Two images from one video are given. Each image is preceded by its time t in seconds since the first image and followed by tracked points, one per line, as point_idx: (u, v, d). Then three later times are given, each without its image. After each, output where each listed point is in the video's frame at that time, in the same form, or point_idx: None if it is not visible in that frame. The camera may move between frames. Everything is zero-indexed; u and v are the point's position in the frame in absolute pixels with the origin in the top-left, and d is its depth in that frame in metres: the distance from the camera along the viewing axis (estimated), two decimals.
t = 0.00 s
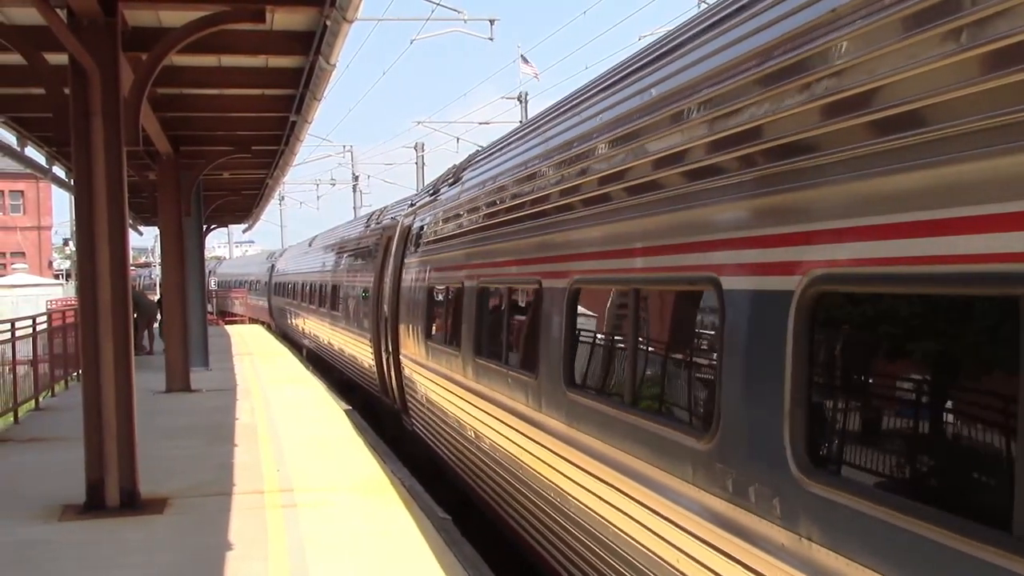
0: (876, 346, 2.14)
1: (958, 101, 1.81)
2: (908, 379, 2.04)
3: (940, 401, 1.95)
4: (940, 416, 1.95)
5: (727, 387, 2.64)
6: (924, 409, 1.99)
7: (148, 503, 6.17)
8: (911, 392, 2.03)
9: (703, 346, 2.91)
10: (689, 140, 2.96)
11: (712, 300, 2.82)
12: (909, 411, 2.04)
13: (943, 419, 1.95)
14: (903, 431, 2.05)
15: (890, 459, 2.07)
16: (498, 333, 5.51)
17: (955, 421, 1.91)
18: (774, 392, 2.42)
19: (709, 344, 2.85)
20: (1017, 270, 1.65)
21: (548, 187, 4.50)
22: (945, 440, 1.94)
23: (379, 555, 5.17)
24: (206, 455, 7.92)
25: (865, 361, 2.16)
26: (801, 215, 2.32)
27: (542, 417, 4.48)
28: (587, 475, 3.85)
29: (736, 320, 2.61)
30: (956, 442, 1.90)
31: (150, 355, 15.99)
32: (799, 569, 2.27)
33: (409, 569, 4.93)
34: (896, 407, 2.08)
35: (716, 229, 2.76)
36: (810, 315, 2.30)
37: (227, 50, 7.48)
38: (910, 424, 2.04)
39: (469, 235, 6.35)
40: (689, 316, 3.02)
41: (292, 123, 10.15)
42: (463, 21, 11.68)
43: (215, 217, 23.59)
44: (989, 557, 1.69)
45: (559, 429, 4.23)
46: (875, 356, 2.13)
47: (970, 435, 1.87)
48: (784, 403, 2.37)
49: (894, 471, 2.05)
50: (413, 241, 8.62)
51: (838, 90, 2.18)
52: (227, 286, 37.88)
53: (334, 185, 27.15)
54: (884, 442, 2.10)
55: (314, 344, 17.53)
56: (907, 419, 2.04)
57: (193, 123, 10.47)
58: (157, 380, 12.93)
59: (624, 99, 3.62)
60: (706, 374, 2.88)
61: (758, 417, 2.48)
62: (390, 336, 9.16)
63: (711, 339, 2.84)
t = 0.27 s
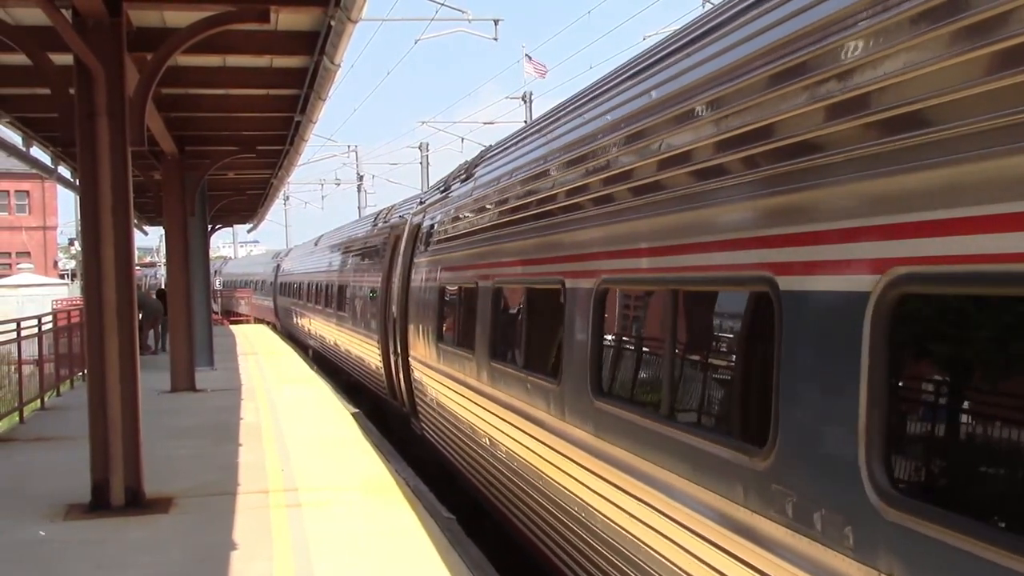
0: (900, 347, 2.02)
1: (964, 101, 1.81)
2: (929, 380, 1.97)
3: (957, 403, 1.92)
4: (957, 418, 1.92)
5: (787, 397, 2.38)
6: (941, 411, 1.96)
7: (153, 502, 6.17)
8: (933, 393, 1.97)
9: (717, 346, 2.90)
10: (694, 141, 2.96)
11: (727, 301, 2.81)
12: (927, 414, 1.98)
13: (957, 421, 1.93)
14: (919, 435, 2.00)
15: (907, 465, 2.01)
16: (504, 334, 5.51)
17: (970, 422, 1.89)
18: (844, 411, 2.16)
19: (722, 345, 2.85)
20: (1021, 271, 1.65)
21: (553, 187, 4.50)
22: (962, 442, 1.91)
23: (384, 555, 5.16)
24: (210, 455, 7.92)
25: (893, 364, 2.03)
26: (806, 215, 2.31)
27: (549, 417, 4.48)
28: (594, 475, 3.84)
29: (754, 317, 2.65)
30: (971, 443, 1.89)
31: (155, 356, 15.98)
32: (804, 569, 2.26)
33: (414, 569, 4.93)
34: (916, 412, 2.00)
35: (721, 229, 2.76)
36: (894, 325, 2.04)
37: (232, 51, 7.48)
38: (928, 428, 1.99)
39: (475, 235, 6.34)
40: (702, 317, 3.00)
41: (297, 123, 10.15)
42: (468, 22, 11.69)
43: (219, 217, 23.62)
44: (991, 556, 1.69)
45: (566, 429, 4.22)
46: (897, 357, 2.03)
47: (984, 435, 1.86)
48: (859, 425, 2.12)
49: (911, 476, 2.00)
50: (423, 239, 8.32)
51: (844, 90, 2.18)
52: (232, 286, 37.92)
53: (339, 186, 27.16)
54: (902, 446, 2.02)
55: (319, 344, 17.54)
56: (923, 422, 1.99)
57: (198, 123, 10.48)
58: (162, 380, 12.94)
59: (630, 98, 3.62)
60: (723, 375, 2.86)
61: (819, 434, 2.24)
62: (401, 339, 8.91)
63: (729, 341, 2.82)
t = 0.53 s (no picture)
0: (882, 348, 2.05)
1: (970, 101, 1.80)
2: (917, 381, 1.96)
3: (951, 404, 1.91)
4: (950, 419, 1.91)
5: (860, 408, 2.09)
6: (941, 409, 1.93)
7: (155, 502, 6.17)
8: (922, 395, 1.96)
9: (729, 348, 2.88)
10: (698, 141, 2.95)
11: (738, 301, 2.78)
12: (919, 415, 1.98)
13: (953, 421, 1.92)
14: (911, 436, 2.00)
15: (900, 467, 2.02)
16: (506, 333, 5.50)
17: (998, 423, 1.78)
18: (934, 423, 1.87)
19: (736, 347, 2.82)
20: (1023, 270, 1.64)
21: (557, 187, 4.49)
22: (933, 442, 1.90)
23: (386, 555, 5.15)
24: (213, 455, 7.91)
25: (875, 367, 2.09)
26: (809, 216, 2.30)
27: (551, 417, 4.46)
28: (597, 475, 3.83)
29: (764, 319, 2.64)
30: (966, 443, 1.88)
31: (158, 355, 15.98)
32: (806, 568, 2.26)
33: (417, 569, 4.92)
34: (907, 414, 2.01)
35: (724, 230, 2.75)
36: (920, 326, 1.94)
37: (235, 51, 7.47)
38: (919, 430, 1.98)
39: (478, 235, 6.33)
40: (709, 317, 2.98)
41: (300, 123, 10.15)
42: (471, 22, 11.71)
43: (222, 217, 23.62)
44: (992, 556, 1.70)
45: (568, 429, 4.21)
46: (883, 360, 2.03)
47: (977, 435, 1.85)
48: (951, 444, 1.83)
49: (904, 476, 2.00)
50: (432, 239, 8.13)
51: (850, 90, 2.17)
52: (235, 286, 37.91)
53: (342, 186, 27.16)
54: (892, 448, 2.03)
55: (323, 343, 17.52)
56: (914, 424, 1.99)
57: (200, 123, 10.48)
58: (165, 380, 12.93)
59: (635, 98, 3.61)
60: (739, 377, 2.83)
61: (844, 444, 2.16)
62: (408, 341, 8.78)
63: (741, 342, 2.80)
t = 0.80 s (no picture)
0: (886, 345, 2.15)
1: (972, 100, 1.80)
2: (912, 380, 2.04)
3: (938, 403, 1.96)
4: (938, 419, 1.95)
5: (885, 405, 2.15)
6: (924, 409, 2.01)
7: (157, 502, 6.17)
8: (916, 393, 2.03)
9: (719, 350, 2.92)
10: (699, 141, 2.95)
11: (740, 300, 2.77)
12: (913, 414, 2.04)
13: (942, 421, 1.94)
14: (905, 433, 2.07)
15: (894, 462, 2.09)
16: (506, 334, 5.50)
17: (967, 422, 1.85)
18: (1001, 438, 1.69)
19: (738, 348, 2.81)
20: (1020, 271, 1.65)
21: (559, 187, 4.49)
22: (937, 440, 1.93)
23: (387, 555, 5.16)
24: (215, 454, 7.92)
25: (875, 362, 2.19)
26: (812, 216, 2.30)
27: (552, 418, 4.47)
28: (598, 475, 3.83)
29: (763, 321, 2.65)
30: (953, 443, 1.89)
31: (160, 355, 15.98)
32: (807, 568, 2.28)
33: (418, 568, 4.93)
34: (901, 410, 2.10)
35: (726, 230, 2.75)
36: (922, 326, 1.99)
37: (236, 51, 7.48)
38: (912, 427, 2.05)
39: (480, 235, 6.34)
40: (702, 319, 3.00)
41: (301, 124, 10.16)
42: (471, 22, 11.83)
43: (223, 218, 23.62)
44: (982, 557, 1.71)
45: (568, 428, 4.22)
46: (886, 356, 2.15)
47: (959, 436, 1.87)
48: (1005, 459, 1.68)
49: (899, 471, 2.06)
50: (438, 237, 7.96)
51: (852, 91, 2.17)
52: (236, 286, 37.94)
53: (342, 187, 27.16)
54: (891, 443, 2.11)
55: (325, 343, 17.52)
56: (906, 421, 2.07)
57: (202, 123, 10.49)
58: (166, 380, 12.93)
59: (638, 98, 3.62)
60: (728, 378, 2.87)
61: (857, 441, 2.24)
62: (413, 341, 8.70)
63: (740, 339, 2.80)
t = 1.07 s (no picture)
0: (900, 349, 2.12)
1: (974, 101, 1.80)
2: (928, 382, 2.02)
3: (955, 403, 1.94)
4: (957, 419, 1.93)
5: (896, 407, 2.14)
6: (941, 411, 1.98)
7: (157, 502, 6.16)
8: (933, 394, 2.00)
9: (720, 350, 2.87)
10: (700, 142, 2.95)
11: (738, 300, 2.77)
12: (930, 414, 2.02)
13: (959, 422, 1.93)
14: (921, 433, 2.04)
15: (906, 462, 2.06)
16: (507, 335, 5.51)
17: (971, 422, 1.89)
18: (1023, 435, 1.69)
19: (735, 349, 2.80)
20: None
21: (560, 188, 4.49)
22: (961, 440, 1.92)
23: (387, 555, 5.15)
24: (215, 454, 7.91)
25: (891, 363, 2.15)
26: (813, 216, 2.29)
27: (553, 419, 4.48)
28: (598, 475, 3.83)
29: (774, 318, 2.61)
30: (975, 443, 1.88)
31: (160, 355, 15.97)
32: (807, 567, 2.25)
33: (418, 568, 4.93)
34: (915, 411, 2.07)
35: (727, 230, 2.74)
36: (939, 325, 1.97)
37: (236, 51, 7.48)
38: (929, 427, 2.02)
39: (482, 236, 6.34)
40: (705, 319, 2.97)
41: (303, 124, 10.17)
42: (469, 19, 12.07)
43: (223, 218, 23.63)
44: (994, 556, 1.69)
45: (569, 428, 4.23)
46: (899, 357, 2.12)
47: (983, 436, 1.86)
48: None
49: (915, 470, 2.03)
50: (444, 235, 7.84)
51: (854, 91, 2.17)
52: (237, 286, 37.96)
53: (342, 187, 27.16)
54: (906, 444, 2.08)
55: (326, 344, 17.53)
56: (923, 421, 2.04)
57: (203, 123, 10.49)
58: (167, 380, 12.93)
59: (640, 98, 3.62)
60: (727, 380, 2.83)
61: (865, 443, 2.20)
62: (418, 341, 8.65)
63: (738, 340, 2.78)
